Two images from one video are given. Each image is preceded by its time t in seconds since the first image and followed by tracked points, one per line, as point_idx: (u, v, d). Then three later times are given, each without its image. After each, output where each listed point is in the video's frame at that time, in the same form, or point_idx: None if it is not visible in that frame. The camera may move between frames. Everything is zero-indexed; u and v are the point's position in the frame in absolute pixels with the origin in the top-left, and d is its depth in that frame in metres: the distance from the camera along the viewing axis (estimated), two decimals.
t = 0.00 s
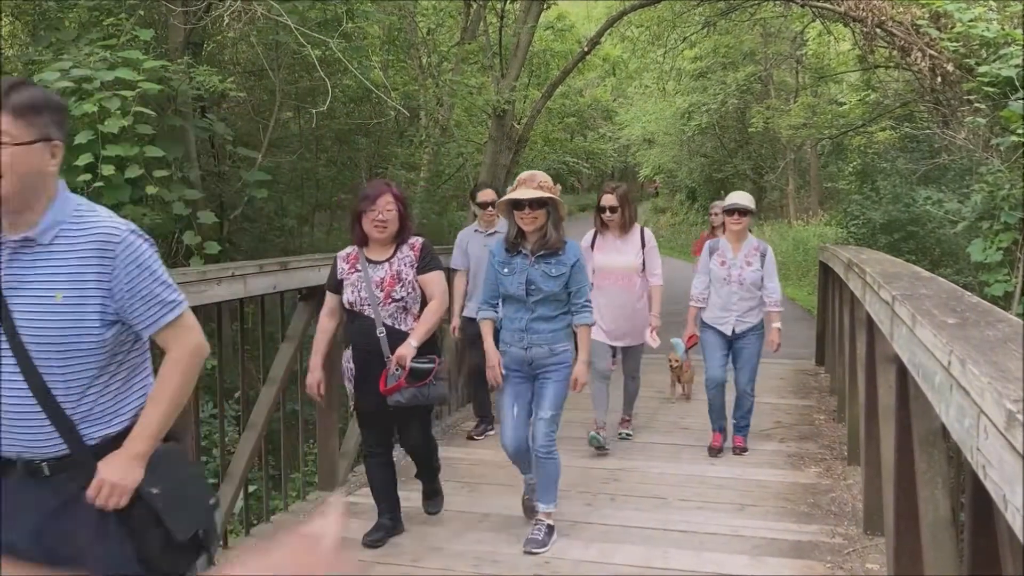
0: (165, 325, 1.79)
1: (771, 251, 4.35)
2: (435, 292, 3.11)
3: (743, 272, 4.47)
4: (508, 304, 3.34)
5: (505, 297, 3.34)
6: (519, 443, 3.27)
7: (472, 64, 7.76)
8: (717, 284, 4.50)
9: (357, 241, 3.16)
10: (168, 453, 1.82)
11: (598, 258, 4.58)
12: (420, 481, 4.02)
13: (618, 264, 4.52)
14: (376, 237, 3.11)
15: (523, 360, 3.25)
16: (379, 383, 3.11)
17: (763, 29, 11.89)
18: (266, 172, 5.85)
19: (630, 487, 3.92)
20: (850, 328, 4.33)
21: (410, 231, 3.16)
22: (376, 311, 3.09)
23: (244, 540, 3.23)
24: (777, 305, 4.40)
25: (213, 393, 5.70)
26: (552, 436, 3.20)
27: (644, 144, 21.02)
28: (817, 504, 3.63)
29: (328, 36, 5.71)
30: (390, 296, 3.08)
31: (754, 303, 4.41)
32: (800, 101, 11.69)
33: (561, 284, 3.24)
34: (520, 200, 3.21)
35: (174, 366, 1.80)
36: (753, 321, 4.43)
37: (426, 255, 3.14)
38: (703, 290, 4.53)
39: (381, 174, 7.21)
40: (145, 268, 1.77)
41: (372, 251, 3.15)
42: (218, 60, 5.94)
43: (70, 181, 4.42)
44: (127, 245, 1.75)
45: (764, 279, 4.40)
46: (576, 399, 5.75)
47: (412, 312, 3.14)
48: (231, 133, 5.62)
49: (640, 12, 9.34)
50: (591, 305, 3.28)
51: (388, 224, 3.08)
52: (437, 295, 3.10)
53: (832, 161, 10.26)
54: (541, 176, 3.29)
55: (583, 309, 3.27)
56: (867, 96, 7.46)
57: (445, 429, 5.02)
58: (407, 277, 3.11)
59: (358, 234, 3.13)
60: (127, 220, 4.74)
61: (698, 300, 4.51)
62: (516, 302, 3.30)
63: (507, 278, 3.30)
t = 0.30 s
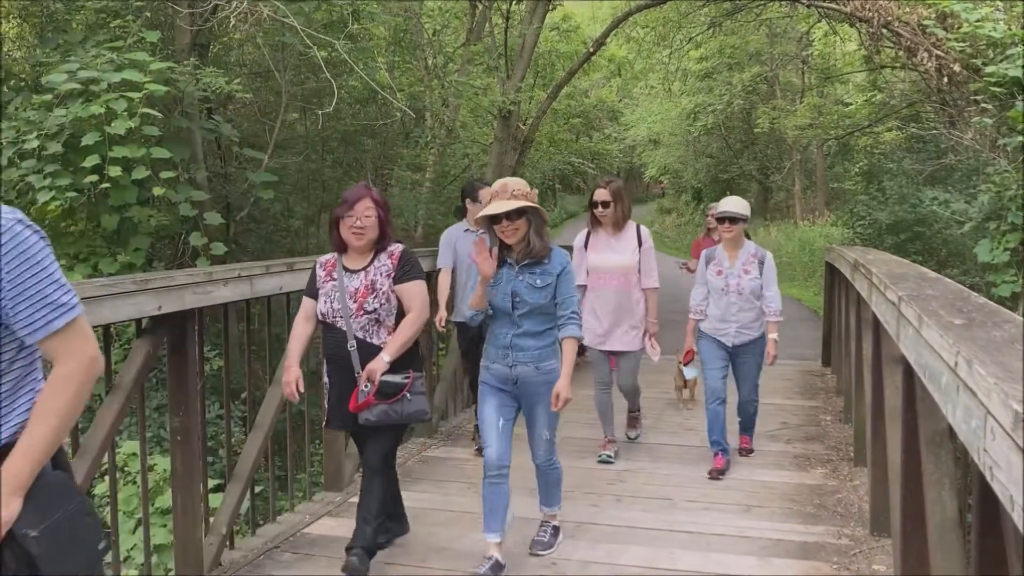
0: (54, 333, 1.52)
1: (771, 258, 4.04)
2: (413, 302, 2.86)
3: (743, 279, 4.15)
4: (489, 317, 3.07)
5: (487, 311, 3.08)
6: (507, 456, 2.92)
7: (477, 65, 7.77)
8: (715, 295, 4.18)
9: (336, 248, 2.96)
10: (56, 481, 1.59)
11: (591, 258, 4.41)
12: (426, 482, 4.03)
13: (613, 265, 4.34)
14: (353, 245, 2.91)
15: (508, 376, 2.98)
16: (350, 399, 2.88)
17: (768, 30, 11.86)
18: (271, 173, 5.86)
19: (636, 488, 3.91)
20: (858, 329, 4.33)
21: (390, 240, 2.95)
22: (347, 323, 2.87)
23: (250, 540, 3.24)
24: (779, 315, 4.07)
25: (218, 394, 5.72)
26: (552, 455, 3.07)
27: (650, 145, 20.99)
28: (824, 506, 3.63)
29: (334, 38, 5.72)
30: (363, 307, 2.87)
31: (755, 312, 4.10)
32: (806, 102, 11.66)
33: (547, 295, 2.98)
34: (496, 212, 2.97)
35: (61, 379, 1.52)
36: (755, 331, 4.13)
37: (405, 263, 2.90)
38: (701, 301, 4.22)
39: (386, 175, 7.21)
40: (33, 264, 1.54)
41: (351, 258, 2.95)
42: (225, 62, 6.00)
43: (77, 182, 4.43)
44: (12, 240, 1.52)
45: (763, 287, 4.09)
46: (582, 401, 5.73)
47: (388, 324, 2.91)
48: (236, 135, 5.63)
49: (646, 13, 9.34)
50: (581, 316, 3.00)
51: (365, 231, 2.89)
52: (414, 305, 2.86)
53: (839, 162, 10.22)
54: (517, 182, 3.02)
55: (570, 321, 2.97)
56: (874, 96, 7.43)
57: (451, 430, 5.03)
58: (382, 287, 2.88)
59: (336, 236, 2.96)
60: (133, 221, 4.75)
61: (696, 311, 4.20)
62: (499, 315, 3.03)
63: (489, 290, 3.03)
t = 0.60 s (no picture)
0: None
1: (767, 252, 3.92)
2: (389, 312, 2.60)
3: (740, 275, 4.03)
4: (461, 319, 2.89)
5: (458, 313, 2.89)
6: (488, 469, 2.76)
7: (482, 66, 7.78)
8: (712, 293, 4.09)
9: (313, 249, 2.72)
10: None
11: (586, 262, 4.13)
12: (431, 482, 4.03)
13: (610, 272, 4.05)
14: (330, 246, 2.66)
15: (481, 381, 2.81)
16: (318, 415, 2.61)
17: (773, 30, 11.85)
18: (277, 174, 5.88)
19: (641, 488, 3.91)
20: (863, 330, 4.32)
21: (372, 242, 2.69)
22: (319, 330, 2.61)
23: (255, 540, 3.23)
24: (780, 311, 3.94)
25: (224, 394, 5.74)
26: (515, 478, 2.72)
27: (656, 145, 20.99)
28: (830, 506, 3.62)
29: (340, 39, 5.72)
30: (336, 315, 2.60)
31: (755, 309, 3.98)
32: (812, 102, 11.64)
33: (521, 293, 2.81)
34: (464, 201, 2.80)
35: None
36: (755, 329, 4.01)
37: (384, 269, 2.63)
38: (697, 299, 4.16)
39: (392, 176, 7.22)
40: None
41: (327, 262, 2.70)
42: (231, 63, 6.02)
43: (83, 183, 4.45)
44: None
45: (763, 282, 3.98)
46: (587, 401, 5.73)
47: (364, 335, 2.64)
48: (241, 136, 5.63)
49: (651, 14, 9.34)
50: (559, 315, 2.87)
51: (343, 229, 2.64)
52: (391, 314, 2.59)
53: (844, 162, 10.21)
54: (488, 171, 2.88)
55: (550, 320, 2.84)
56: (880, 96, 7.40)
57: (456, 431, 5.03)
58: (359, 293, 2.61)
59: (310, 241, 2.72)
60: (139, 222, 4.77)
61: (690, 309, 4.16)
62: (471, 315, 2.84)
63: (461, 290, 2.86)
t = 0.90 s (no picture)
0: None
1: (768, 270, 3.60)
2: (359, 321, 2.41)
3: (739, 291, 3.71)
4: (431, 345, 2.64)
5: (427, 335, 2.65)
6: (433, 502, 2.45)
7: (488, 66, 7.77)
8: (710, 309, 3.78)
9: (274, 257, 2.52)
10: None
11: (584, 262, 4.03)
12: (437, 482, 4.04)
13: (607, 271, 3.94)
14: (291, 252, 2.47)
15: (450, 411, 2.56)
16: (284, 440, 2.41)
17: (779, 30, 11.82)
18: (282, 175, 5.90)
19: (647, 489, 3.91)
20: (870, 331, 4.30)
21: (335, 247, 2.50)
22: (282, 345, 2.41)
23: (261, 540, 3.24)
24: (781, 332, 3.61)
25: (230, 394, 5.77)
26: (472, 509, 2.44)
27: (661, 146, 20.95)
28: (836, 507, 3.62)
29: (345, 40, 5.73)
30: (302, 328, 2.41)
31: (754, 328, 3.66)
32: (818, 102, 11.62)
33: (495, 315, 2.55)
34: (435, 209, 2.55)
35: None
36: (757, 348, 3.69)
37: (352, 276, 2.44)
38: (695, 314, 3.84)
39: (397, 176, 7.23)
40: None
41: (292, 270, 2.52)
42: (237, 64, 6.04)
43: (90, 184, 4.47)
44: None
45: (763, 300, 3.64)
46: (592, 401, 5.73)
47: (333, 349, 2.44)
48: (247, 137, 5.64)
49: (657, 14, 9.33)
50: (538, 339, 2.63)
51: (301, 234, 2.44)
52: (362, 326, 2.40)
53: (851, 163, 10.19)
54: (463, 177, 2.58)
55: (527, 343, 2.60)
56: (885, 96, 7.33)
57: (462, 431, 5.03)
58: (325, 304, 2.42)
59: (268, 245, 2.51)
60: (145, 222, 4.78)
61: (688, 324, 3.83)
62: (440, 339, 2.60)
63: (428, 312, 2.59)
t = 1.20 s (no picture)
0: None
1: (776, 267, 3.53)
2: (306, 330, 2.27)
3: (744, 288, 3.64)
4: (396, 344, 2.47)
5: (391, 334, 2.49)
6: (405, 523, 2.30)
7: (492, 66, 7.77)
8: (711, 306, 3.71)
9: (211, 259, 2.36)
10: None
11: (580, 260, 3.95)
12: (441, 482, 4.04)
13: (604, 273, 3.86)
14: (227, 256, 2.31)
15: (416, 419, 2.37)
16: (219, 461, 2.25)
17: (783, 30, 11.80)
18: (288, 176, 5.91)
19: (651, 489, 3.90)
20: (875, 330, 4.29)
21: (276, 250, 2.34)
22: (223, 355, 2.26)
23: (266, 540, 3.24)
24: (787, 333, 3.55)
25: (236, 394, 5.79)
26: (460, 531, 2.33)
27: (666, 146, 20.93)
28: (840, 508, 3.61)
29: (350, 40, 5.73)
30: (243, 335, 2.27)
31: (759, 327, 3.60)
32: (823, 101, 11.59)
33: (459, 314, 2.35)
34: (396, 197, 2.35)
35: None
36: (759, 348, 3.61)
37: (300, 281, 2.30)
38: (695, 310, 3.76)
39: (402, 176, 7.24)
40: None
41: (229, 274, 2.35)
42: (243, 64, 6.05)
43: (96, 184, 4.48)
44: None
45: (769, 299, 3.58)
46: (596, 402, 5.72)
47: (276, 360, 2.29)
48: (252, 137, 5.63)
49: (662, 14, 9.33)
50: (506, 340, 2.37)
51: (236, 237, 2.29)
52: (308, 335, 2.27)
53: (856, 163, 10.18)
54: (429, 164, 2.42)
55: (491, 347, 2.34)
56: (891, 96, 7.33)
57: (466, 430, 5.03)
58: (269, 310, 2.28)
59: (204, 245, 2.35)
60: (151, 222, 4.80)
61: (689, 320, 3.75)
62: (405, 338, 2.42)
63: (392, 308, 2.43)
